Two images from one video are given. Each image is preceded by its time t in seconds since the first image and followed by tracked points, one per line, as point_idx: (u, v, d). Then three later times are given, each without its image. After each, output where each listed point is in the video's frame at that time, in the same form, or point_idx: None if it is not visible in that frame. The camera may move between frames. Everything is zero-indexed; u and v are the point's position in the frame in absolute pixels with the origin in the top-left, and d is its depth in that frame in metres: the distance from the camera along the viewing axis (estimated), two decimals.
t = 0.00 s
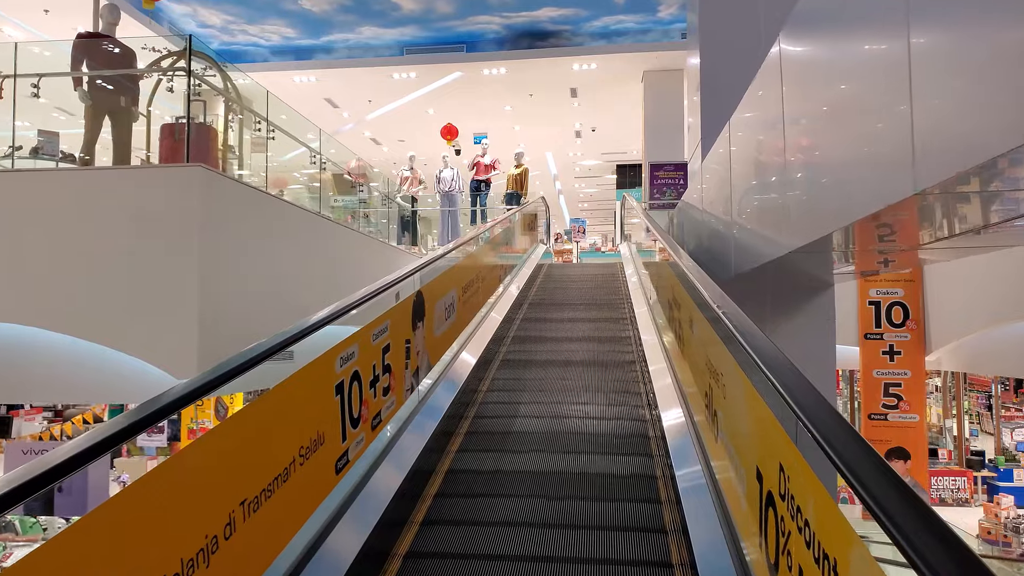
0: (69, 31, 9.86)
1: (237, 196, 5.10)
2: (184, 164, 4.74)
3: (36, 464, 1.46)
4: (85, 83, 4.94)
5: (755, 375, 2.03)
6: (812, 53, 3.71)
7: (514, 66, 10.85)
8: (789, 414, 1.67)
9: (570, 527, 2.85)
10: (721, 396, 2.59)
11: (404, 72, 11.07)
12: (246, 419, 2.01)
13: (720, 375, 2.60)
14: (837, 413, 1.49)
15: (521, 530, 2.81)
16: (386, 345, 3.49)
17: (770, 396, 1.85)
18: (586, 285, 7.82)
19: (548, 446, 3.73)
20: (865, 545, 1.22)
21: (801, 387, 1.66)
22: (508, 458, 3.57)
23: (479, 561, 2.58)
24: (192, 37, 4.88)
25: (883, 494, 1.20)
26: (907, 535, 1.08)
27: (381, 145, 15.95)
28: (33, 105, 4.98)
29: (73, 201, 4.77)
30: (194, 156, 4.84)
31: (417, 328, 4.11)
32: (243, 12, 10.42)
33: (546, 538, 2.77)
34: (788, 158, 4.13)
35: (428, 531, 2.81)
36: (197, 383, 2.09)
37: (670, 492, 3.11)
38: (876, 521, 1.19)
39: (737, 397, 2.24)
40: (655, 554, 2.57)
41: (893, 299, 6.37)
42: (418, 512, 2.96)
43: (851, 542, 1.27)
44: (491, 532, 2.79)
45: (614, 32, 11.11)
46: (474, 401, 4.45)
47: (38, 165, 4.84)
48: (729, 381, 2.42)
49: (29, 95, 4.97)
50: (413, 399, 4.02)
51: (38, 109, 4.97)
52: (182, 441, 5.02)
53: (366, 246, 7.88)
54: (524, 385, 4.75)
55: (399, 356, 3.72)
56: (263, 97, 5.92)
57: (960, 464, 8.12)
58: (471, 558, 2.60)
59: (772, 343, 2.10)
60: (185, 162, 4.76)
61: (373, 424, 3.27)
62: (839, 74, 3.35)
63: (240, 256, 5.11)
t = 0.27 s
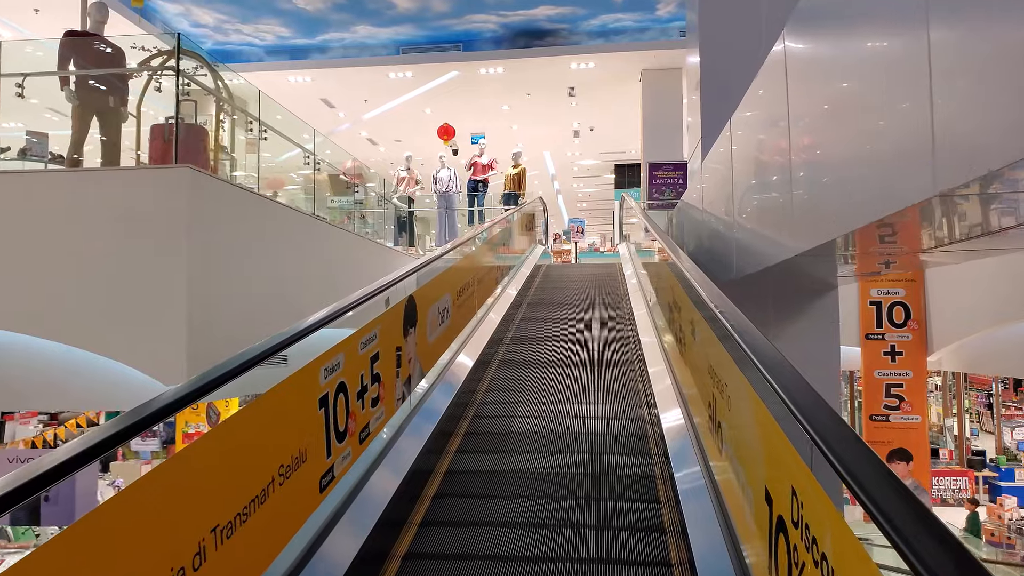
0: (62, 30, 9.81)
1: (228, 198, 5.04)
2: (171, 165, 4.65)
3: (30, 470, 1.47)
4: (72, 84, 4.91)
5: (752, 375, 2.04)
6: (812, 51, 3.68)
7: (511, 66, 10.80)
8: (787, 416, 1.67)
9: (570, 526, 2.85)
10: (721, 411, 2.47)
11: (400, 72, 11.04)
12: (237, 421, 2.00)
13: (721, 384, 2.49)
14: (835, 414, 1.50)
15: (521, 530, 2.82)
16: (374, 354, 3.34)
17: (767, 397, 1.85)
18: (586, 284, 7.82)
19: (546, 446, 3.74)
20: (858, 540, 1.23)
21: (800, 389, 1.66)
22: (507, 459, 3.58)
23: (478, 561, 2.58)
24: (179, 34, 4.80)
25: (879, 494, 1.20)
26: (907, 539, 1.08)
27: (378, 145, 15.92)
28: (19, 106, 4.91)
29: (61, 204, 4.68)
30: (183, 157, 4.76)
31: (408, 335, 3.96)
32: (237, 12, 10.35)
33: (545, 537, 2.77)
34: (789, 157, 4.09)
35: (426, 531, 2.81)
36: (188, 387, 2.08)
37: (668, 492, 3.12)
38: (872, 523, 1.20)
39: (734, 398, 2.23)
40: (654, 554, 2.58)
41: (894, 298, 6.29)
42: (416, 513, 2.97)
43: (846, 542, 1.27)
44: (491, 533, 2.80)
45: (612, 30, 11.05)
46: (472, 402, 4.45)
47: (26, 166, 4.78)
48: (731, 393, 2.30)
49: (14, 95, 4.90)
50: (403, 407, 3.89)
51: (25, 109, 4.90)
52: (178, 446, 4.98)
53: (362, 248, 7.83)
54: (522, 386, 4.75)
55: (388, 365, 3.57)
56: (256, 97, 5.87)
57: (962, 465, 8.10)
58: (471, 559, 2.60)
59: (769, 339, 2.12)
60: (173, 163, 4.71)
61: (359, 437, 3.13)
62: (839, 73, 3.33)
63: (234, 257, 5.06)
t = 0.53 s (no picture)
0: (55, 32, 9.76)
1: (220, 201, 5.00)
2: (161, 167, 4.61)
3: (22, 477, 1.47)
4: (60, 86, 4.81)
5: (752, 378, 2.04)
6: (811, 51, 3.66)
7: (508, 66, 10.76)
8: (786, 419, 1.67)
9: (569, 527, 2.84)
10: (731, 430, 2.33)
11: (397, 73, 11.00)
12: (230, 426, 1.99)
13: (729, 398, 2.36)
14: (835, 417, 1.49)
15: (521, 532, 2.80)
16: (362, 365, 3.16)
17: (768, 400, 1.84)
18: (585, 285, 7.79)
19: (545, 447, 3.72)
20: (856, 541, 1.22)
21: (802, 393, 1.65)
22: (506, 460, 3.56)
23: (476, 564, 2.56)
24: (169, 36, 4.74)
25: (879, 495, 1.19)
26: (906, 542, 1.06)
27: (375, 147, 15.89)
28: (6, 109, 4.83)
29: (52, 208, 4.64)
30: (172, 159, 4.72)
31: (399, 343, 3.76)
32: (231, 14, 10.30)
33: (544, 539, 2.76)
34: (789, 157, 4.06)
35: (424, 535, 2.79)
36: (183, 394, 2.07)
37: (668, 491, 3.11)
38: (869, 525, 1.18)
39: (736, 402, 2.21)
40: (654, 554, 2.57)
41: (895, 299, 6.22)
42: (416, 516, 2.96)
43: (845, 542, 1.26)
44: (491, 535, 2.79)
45: (609, 30, 11.00)
46: (472, 403, 4.43)
47: (15, 170, 4.72)
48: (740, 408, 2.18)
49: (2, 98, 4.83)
50: (395, 418, 3.70)
51: (12, 112, 4.82)
52: (173, 451, 4.93)
53: (359, 250, 7.79)
54: (522, 386, 4.73)
55: (377, 375, 3.38)
56: (249, 99, 5.83)
57: (965, 466, 8.08)
58: (471, 561, 2.59)
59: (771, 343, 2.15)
60: (163, 166, 4.65)
61: (347, 454, 2.94)
62: (839, 72, 3.30)
63: (227, 261, 5.03)
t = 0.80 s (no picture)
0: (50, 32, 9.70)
1: (211, 203, 4.96)
2: (149, 170, 4.56)
3: (12, 484, 1.47)
4: (49, 87, 4.76)
5: (752, 384, 2.04)
6: (814, 51, 3.62)
7: (507, 68, 10.72)
8: (788, 424, 1.68)
9: (568, 529, 2.83)
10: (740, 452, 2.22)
11: (394, 74, 10.96)
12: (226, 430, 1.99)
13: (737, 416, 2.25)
14: (838, 425, 1.50)
15: (520, 534, 2.79)
16: (351, 378, 3.01)
17: (771, 407, 1.84)
18: (584, 287, 7.75)
19: (544, 448, 3.71)
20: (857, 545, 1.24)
21: (804, 400, 1.66)
22: (506, 461, 3.55)
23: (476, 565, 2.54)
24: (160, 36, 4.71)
25: (879, 501, 1.20)
26: (910, 552, 1.07)
27: (373, 148, 15.85)
28: None
29: (44, 210, 4.58)
30: (161, 161, 4.67)
31: (390, 354, 3.58)
32: (227, 14, 10.25)
33: (543, 540, 2.75)
34: (791, 159, 4.02)
35: (425, 536, 2.76)
36: (179, 397, 2.05)
37: (668, 493, 3.10)
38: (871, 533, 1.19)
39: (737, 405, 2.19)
40: (653, 556, 2.55)
41: (898, 304, 6.17)
42: (414, 518, 2.95)
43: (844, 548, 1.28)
44: (490, 535, 2.78)
45: (609, 31, 10.96)
46: (471, 405, 4.41)
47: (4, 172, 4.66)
48: (750, 426, 2.06)
49: None
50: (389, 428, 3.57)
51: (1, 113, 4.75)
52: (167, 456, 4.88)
53: (355, 252, 7.75)
54: (521, 387, 4.70)
55: (367, 387, 3.23)
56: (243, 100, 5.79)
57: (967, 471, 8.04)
58: (469, 562, 2.58)
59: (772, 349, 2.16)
60: (153, 168, 4.60)
61: (333, 470, 2.80)
62: (842, 73, 3.26)
63: (222, 267, 4.98)
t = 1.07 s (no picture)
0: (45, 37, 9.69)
1: (202, 208, 4.91)
2: (138, 175, 4.49)
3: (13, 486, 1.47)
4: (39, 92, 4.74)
5: (754, 389, 2.03)
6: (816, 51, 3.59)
7: (505, 70, 10.69)
8: (787, 427, 1.68)
9: (568, 534, 2.85)
10: (752, 473, 2.08)
11: (392, 77, 10.93)
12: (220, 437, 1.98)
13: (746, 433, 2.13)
14: (837, 428, 1.48)
15: (521, 539, 2.81)
16: (339, 393, 2.87)
17: (770, 411, 1.83)
18: (583, 290, 7.73)
19: (545, 453, 3.72)
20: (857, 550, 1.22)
21: (802, 403, 1.65)
22: (506, 467, 3.56)
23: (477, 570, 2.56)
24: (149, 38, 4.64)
25: (878, 502, 1.19)
26: (911, 556, 1.05)
27: (371, 152, 15.82)
28: None
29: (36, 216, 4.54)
30: (152, 166, 4.61)
31: (382, 365, 3.44)
32: (222, 17, 10.22)
33: (544, 546, 2.76)
34: (794, 160, 3.98)
35: (424, 540, 2.82)
36: (179, 402, 2.04)
37: (668, 497, 3.11)
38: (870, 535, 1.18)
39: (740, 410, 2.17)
40: (654, 560, 2.58)
41: (903, 305, 5.96)
42: (415, 522, 2.96)
43: (846, 552, 1.26)
44: (491, 541, 2.79)
45: (608, 32, 10.91)
46: (471, 409, 4.40)
47: None
48: (762, 447, 1.93)
49: None
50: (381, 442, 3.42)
51: None
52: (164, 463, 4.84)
53: (352, 256, 7.71)
54: (521, 392, 4.70)
55: (357, 401, 3.09)
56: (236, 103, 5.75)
57: (972, 474, 7.99)
58: (471, 567, 2.60)
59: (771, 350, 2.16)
60: (143, 173, 4.53)
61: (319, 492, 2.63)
62: (845, 72, 3.21)
63: (216, 275, 4.99)
